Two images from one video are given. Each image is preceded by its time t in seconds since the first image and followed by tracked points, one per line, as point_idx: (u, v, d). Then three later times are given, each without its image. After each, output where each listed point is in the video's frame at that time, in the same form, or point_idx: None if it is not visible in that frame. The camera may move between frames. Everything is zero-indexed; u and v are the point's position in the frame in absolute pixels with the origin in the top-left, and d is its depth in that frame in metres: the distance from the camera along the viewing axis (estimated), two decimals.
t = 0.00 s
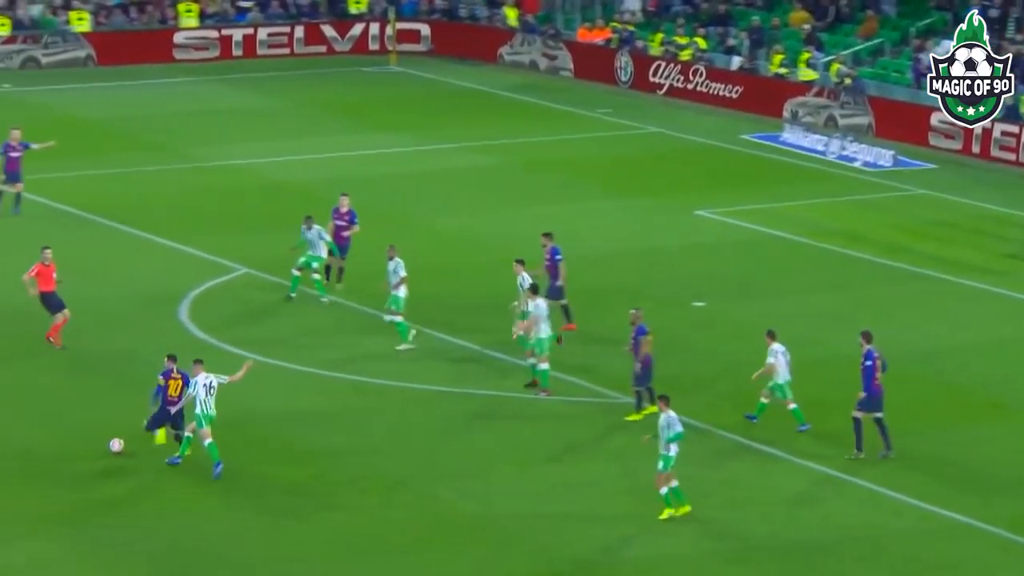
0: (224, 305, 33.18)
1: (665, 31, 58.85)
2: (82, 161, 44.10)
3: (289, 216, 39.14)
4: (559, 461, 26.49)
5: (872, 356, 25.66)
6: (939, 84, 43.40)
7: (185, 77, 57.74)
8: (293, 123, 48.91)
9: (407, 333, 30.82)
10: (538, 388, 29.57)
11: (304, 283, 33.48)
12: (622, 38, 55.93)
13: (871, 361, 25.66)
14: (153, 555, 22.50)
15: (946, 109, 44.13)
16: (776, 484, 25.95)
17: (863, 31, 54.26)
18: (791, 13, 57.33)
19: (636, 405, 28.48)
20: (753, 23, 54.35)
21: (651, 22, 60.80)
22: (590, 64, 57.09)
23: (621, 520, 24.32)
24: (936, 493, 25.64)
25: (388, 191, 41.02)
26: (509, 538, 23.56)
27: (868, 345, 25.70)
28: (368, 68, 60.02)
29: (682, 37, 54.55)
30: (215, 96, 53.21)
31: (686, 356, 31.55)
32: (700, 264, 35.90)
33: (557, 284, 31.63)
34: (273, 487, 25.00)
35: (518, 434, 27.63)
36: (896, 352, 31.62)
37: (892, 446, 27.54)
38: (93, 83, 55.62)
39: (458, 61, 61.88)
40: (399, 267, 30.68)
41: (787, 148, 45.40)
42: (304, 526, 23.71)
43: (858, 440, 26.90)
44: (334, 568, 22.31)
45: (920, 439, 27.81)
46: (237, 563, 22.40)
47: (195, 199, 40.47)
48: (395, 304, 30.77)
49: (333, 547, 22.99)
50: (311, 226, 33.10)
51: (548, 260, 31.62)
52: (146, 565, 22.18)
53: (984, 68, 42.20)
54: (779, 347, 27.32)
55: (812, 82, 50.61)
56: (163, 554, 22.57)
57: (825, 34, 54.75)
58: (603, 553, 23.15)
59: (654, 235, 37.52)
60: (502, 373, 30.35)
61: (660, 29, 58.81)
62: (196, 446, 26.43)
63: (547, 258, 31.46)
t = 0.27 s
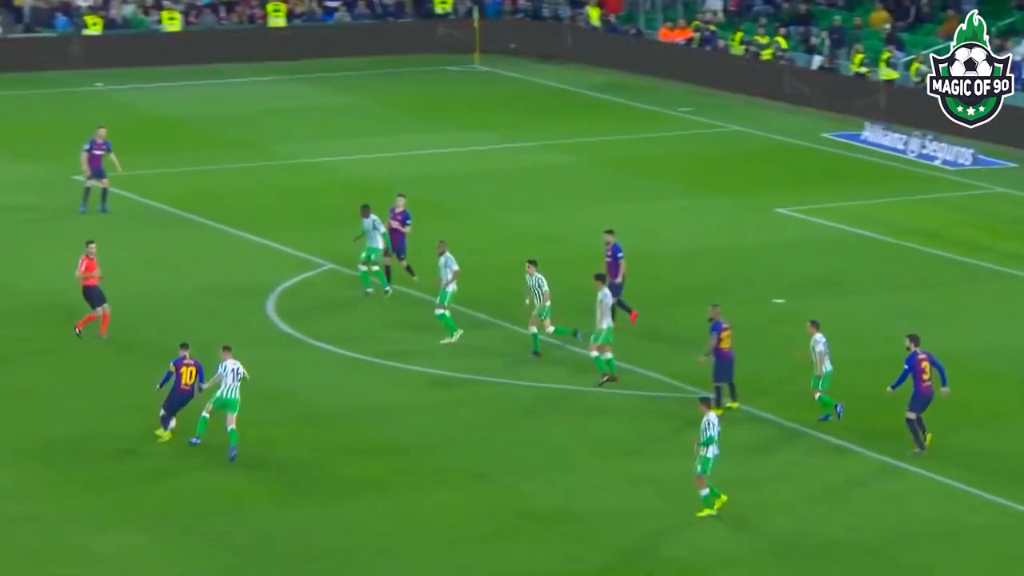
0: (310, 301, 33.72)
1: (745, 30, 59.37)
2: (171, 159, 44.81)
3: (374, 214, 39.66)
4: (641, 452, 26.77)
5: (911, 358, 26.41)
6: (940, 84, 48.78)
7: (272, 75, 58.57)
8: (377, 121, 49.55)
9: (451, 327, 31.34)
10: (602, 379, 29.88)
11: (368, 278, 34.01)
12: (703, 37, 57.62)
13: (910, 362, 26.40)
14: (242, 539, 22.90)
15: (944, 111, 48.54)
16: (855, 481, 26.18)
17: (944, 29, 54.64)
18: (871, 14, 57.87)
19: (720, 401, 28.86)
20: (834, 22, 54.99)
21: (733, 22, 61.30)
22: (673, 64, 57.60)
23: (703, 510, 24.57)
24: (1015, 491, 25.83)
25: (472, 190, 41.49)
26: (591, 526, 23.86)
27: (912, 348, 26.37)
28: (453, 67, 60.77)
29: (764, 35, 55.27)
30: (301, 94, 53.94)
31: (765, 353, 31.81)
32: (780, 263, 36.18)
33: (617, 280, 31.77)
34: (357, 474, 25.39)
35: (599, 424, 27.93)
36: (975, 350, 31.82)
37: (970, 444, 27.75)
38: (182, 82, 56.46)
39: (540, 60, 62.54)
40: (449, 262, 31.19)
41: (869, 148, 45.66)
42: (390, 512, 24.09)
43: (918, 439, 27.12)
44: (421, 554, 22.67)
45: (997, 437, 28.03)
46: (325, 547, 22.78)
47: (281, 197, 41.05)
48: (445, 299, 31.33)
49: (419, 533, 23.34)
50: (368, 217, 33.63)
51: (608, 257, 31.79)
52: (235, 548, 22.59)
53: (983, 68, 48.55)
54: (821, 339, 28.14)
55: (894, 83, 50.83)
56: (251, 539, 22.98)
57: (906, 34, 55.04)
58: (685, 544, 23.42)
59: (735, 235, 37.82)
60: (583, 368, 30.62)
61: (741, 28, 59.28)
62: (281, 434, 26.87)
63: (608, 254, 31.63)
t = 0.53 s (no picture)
0: (346, 302, 34.42)
1: (774, 35, 60.26)
2: (209, 161, 45.58)
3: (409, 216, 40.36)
4: (670, 448, 27.30)
5: (915, 353, 26.70)
6: (941, 83, 48.33)
7: (309, 79, 59.45)
8: (410, 125, 50.29)
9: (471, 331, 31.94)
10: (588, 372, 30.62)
11: (393, 280, 34.64)
12: (733, 44, 58.86)
13: (915, 357, 26.72)
14: (279, 535, 23.47)
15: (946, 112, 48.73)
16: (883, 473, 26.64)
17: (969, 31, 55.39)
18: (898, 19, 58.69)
19: (745, 401, 29.11)
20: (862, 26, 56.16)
21: (761, 28, 62.23)
22: (700, 65, 58.84)
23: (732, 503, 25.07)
24: None
25: (506, 194, 42.14)
26: (621, 519, 24.37)
27: (919, 341, 26.70)
28: (487, 71, 61.67)
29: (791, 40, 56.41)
30: (336, 98, 54.76)
31: (793, 353, 32.35)
32: (807, 268, 36.74)
33: (627, 281, 32.37)
34: (392, 470, 25.98)
35: (629, 422, 28.47)
36: (999, 349, 32.31)
37: (996, 436, 28.21)
38: (220, 86, 57.32)
39: (572, 63, 63.45)
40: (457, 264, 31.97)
41: (893, 152, 46.94)
42: (424, 506, 24.66)
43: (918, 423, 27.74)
44: (456, 547, 23.22)
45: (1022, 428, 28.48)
46: (362, 540, 23.36)
47: (317, 200, 41.77)
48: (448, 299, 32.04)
49: (452, 527, 23.91)
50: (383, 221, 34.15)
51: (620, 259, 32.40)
52: (274, 542, 23.18)
53: (983, 69, 47.33)
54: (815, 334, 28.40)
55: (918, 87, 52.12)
56: (285, 533, 23.57)
57: (930, 39, 56.09)
58: (715, 534, 23.93)
59: (764, 241, 38.41)
60: (617, 369, 31.15)
61: (769, 35, 60.25)
62: (318, 433, 27.48)
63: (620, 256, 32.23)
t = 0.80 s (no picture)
0: (344, 307, 35.08)
1: (764, 46, 61.25)
2: (208, 169, 46.24)
3: (406, 222, 41.03)
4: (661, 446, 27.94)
5: (888, 346, 27.39)
6: (941, 83, 48.86)
7: (308, 89, 60.12)
8: (407, 133, 51.01)
9: (454, 335, 32.63)
10: (577, 376, 31.30)
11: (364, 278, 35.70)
12: (724, 53, 59.88)
13: (886, 349, 27.43)
14: (278, 531, 24.07)
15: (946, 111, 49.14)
16: (870, 466, 27.26)
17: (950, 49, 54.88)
18: (884, 30, 59.40)
19: (737, 398, 29.57)
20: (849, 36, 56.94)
21: (751, 38, 63.22)
22: (691, 75, 59.70)
23: (722, 498, 25.69)
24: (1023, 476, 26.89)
25: (501, 201, 42.82)
26: (614, 513, 24.98)
27: (889, 335, 27.46)
28: (481, 80, 62.42)
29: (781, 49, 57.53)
30: (333, 107, 55.50)
31: (782, 351, 32.99)
32: (796, 274, 37.37)
33: (598, 286, 33.11)
34: (388, 470, 26.54)
35: (622, 422, 29.10)
36: (984, 349, 32.95)
37: (980, 430, 28.85)
38: (218, 95, 58.01)
39: (565, 71, 64.35)
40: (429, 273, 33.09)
41: (881, 159, 47.87)
42: (422, 502, 25.28)
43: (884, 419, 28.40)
44: (452, 541, 23.83)
45: (1006, 424, 29.12)
46: (361, 535, 23.96)
47: (315, 207, 42.43)
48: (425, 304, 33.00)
49: (450, 522, 24.51)
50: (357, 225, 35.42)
51: (596, 265, 33.18)
52: (275, 538, 23.79)
53: (983, 69, 47.72)
54: (772, 329, 29.11)
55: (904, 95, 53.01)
56: (280, 530, 24.11)
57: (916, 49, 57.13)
58: (706, 527, 24.54)
59: (755, 247, 39.09)
60: (610, 373, 31.74)
61: (759, 44, 61.34)
62: (318, 435, 28.12)
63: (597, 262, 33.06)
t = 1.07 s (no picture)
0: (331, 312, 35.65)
1: (745, 55, 62.03)
2: (198, 175, 46.81)
3: (394, 228, 41.60)
4: (644, 448, 28.48)
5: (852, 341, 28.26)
6: (940, 83, 49.30)
7: (296, 97, 60.71)
8: (394, 140, 51.62)
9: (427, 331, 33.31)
10: (554, 381, 31.75)
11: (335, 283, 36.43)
12: (705, 61, 60.65)
13: (851, 344, 28.31)
14: (267, 532, 24.59)
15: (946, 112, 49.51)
16: (850, 465, 27.80)
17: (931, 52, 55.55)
18: (862, 38, 60.19)
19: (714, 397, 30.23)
20: (828, 44, 57.78)
21: (731, 47, 63.92)
22: (673, 83, 60.46)
23: (703, 498, 26.23)
24: (1000, 474, 27.43)
25: (488, 207, 43.40)
26: (598, 513, 25.51)
27: (856, 329, 28.30)
28: (467, 89, 63.04)
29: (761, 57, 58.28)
30: (322, 114, 56.11)
31: (763, 354, 33.57)
32: (778, 279, 37.96)
33: (575, 292, 33.86)
34: (375, 472, 27.08)
35: (606, 424, 29.63)
36: (963, 353, 33.51)
37: (958, 430, 29.43)
38: (207, 102, 58.63)
39: (550, 79, 65.04)
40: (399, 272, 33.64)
41: (860, 166, 48.60)
42: (410, 504, 25.78)
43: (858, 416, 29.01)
44: (438, 540, 24.36)
45: (981, 424, 29.71)
46: (350, 535, 24.47)
47: (305, 213, 43.01)
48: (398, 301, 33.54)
49: (437, 524, 25.01)
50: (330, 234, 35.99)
51: (573, 270, 33.92)
52: (266, 539, 24.29)
53: (983, 69, 48.54)
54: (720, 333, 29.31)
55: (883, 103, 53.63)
56: (269, 530, 24.63)
57: (895, 57, 57.98)
58: (688, 526, 25.06)
59: (738, 253, 39.66)
60: (592, 375, 32.33)
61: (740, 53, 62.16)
62: (307, 439, 28.63)
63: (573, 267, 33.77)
